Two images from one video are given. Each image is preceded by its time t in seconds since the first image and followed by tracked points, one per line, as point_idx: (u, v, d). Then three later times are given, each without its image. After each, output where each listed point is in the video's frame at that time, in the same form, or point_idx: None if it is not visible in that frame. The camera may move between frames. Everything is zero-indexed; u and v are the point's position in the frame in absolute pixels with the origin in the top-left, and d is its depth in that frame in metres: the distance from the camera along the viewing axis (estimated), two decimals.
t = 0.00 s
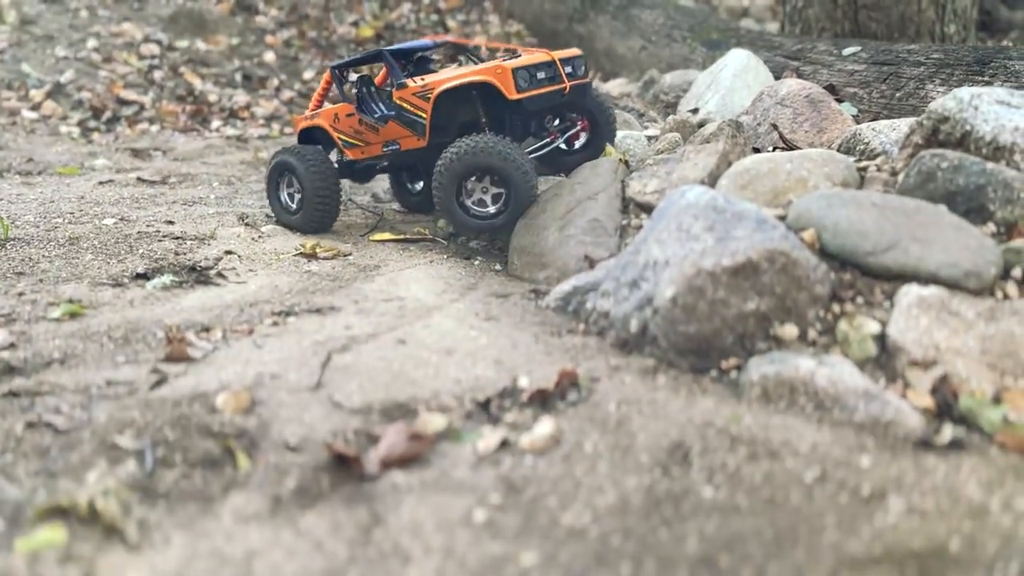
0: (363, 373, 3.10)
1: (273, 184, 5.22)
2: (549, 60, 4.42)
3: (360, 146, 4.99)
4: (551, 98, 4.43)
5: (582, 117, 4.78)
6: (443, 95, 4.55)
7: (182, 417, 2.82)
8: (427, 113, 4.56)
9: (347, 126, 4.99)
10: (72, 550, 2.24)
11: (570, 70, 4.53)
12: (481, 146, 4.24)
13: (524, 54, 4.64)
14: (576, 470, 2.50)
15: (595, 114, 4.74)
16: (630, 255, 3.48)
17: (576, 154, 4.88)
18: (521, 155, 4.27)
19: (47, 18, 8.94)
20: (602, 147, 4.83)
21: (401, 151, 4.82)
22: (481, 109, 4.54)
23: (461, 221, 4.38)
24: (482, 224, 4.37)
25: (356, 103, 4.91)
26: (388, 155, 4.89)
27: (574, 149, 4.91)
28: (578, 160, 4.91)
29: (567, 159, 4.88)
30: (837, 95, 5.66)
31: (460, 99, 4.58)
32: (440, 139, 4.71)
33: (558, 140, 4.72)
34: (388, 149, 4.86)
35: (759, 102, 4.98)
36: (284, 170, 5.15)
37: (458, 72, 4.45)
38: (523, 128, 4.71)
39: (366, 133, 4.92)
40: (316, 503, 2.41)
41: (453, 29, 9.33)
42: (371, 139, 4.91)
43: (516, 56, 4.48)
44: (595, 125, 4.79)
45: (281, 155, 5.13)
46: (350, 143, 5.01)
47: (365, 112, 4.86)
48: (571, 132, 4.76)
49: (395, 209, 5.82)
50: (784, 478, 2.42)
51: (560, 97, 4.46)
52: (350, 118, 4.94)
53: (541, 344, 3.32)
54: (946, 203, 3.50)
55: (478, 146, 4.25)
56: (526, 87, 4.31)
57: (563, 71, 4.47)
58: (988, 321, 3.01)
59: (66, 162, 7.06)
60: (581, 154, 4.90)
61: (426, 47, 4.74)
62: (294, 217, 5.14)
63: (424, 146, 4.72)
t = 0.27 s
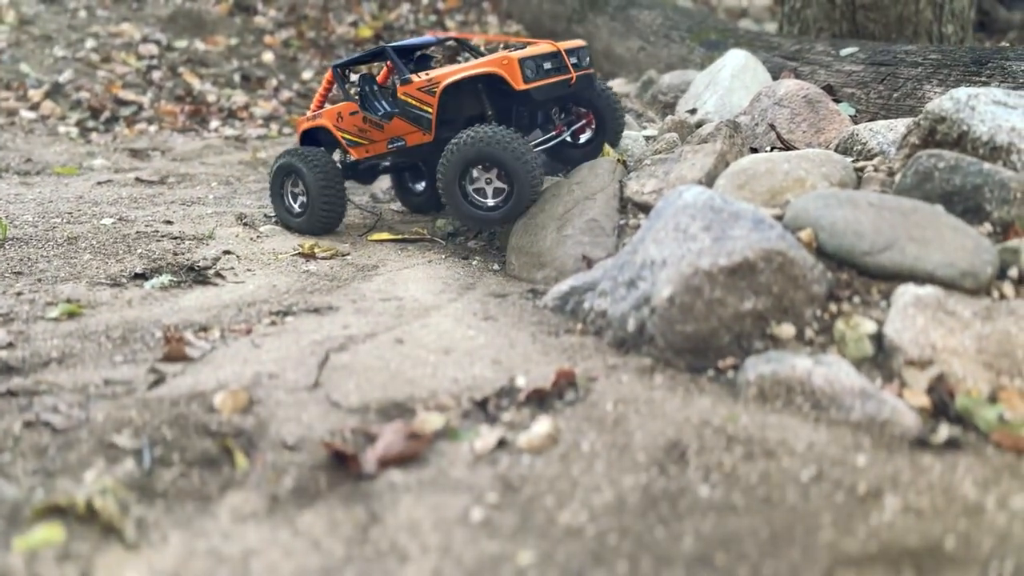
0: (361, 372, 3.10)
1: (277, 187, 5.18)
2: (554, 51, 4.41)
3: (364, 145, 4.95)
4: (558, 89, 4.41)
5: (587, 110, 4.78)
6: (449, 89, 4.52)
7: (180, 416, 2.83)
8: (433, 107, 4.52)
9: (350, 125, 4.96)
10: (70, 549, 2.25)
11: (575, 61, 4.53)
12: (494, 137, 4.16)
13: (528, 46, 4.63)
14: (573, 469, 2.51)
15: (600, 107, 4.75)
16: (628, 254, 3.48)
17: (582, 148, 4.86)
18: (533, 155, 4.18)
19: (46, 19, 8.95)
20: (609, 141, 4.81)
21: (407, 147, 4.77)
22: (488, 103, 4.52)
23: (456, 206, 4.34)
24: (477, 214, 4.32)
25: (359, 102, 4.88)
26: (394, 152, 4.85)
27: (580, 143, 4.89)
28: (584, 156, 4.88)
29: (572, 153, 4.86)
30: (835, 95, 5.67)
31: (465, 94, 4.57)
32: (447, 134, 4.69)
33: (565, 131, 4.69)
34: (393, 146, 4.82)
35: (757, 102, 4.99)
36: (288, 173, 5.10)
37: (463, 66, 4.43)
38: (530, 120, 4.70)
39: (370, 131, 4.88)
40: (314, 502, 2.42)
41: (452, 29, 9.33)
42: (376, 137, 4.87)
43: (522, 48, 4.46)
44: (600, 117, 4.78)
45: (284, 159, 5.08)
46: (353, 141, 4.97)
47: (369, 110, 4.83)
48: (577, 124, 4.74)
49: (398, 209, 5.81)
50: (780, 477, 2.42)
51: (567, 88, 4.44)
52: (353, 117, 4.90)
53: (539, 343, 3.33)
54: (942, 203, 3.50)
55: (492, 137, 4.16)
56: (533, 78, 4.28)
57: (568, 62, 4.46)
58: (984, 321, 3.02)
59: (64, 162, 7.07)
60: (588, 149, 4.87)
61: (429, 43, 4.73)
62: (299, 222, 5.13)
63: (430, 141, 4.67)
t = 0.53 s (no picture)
0: (359, 373, 3.10)
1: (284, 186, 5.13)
2: (563, 41, 4.35)
3: (370, 144, 4.86)
4: (567, 79, 4.35)
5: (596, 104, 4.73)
6: (456, 83, 4.43)
7: (178, 417, 2.83)
8: (441, 102, 4.43)
9: (356, 125, 4.87)
10: (68, 551, 2.25)
11: (583, 52, 4.47)
12: (511, 128, 4.09)
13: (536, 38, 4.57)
14: (571, 470, 2.51)
15: (609, 100, 4.69)
16: (626, 255, 3.48)
17: (591, 142, 4.79)
18: (547, 154, 4.12)
19: (45, 20, 8.96)
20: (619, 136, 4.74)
21: (415, 144, 4.69)
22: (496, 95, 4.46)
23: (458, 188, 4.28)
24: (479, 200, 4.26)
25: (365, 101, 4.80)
26: (402, 150, 4.76)
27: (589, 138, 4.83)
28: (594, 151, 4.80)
29: (581, 147, 4.79)
30: (833, 96, 5.67)
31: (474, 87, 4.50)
32: (455, 130, 4.60)
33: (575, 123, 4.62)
34: (401, 143, 4.73)
35: (755, 103, 4.99)
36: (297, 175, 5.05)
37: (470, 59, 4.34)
38: (539, 111, 4.63)
39: (376, 130, 4.79)
40: (311, 503, 2.42)
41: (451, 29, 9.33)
42: (383, 136, 4.78)
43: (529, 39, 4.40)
44: (609, 111, 4.72)
45: (295, 161, 5.02)
46: (360, 141, 4.89)
47: (374, 109, 4.75)
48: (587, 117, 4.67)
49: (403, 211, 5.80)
50: (778, 478, 2.42)
51: (575, 78, 4.38)
52: (360, 116, 4.82)
53: (537, 344, 3.33)
54: (940, 204, 3.51)
55: (511, 128, 4.09)
56: (542, 67, 4.21)
57: (576, 52, 4.40)
58: (982, 322, 3.03)
59: (63, 163, 7.06)
60: (597, 143, 4.80)
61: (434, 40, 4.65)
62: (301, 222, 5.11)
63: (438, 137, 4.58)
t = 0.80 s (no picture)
0: (358, 372, 3.11)
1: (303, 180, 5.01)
2: (582, 33, 4.25)
3: (385, 141, 4.84)
4: (586, 70, 4.24)
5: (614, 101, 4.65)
6: (473, 77, 4.39)
7: (176, 416, 2.83)
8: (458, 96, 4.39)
9: (370, 123, 4.86)
10: (67, 549, 2.25)
11: (602, 44, 4.34)
12: (531, 122, 3.99)
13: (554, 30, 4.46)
14: (570, 468, 2.51)
15: (626, 99, 4.60)
16: (624, 254, 3.49)
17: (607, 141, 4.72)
18: (559, 156, 4.04)
19: (43, 20, 8.98)
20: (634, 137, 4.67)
21: (431, 139, 4.66)
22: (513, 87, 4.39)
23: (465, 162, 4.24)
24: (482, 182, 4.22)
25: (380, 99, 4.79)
26: (417, 147, 4.74)
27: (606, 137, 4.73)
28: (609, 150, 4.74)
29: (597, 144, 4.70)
30: (831, 96, 5.67)
31: (492, 80, 4.41)
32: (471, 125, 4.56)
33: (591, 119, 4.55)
34: (416, 140, 4.70)
35: (754, 103, 5.00)
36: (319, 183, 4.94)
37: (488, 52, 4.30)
38: (558, 104, 4.54)
39: (391, 127, 4.77)
40: (310, 501, 2.42)
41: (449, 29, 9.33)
42: (398, 133, 4.77)
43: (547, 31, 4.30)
44: (626, 110, 4.63)
45: (325, 171, 4.88)
46: (374, 139, 4.87)
47: (388, 106, 4.74)
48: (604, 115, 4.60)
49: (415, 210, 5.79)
50: (775, 476, 2.43)
51: (594, 70, 4.27)
52: (374, 113, 4.80)
53: (536, 343, 3.34)
54: (938, 203, 3.52)
55: (531, 122, 4.00)
56: (561, 58, 4.11)
57: (595, 44, 4.28)
58: (979, 320, 3.03)
59: (61, 163, 7.07)
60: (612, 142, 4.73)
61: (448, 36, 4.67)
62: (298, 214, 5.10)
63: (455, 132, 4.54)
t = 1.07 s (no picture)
0: (356, 373, 3.11)
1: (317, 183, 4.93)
2: (599, 34, 4.23)
3: (394, 141, 4.86)
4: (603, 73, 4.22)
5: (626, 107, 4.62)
6: (488, 77, 4.38)
7: (174, 417, 2.83)
8: (473, 97, 4.39)
9: (380, 122, 4.87)
10: (65, 550, 2.25)
11: (618, 47, 4.31)
12: (548, 129, 3.95)
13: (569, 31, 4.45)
14: (568, 469, 2.51)
15: (637, 104, 4.56)
16: (622, 254, 3.49)
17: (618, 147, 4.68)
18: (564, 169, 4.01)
19: (41, 20, 9.01)
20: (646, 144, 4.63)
21: (442, 141, 4.66)
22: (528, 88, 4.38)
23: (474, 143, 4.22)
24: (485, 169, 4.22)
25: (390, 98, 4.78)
26: (427, 147, 4.75)
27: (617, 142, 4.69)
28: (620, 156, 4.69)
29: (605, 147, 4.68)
30: (829, 96, 5.68)
31: (506, 80, 4.41)
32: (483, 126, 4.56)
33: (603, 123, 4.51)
34: (427, 140, 4.71)
35: (751, 103, 5.00)
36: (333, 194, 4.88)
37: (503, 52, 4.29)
38: (572, 105, 4.52)
39: (401, 127, 4.79)
40: (308, 502, 2.42)
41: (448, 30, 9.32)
42: (408, 133, 4.78)
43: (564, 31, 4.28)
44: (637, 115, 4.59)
45: (342, 190, 4.80)
46: (384, 139, 4.89)
47: (399, 106, 4.74)
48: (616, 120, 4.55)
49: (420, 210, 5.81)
50: (773, 476, 2.43)
51: (610, 73, 4.24)
52: (384, 113, 4.81)
53: (533, 343, 3.34)
54: (935, 203, 3.52)
55: (547, 130, 3.95)
56: (579, 60, 4.10)
57: (612, 46, 4.27)
58: (976, 320, 3.03)
59: (59, 164, 7.06)
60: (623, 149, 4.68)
61: (459, 36, 4.66)
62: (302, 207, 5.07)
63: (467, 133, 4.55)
